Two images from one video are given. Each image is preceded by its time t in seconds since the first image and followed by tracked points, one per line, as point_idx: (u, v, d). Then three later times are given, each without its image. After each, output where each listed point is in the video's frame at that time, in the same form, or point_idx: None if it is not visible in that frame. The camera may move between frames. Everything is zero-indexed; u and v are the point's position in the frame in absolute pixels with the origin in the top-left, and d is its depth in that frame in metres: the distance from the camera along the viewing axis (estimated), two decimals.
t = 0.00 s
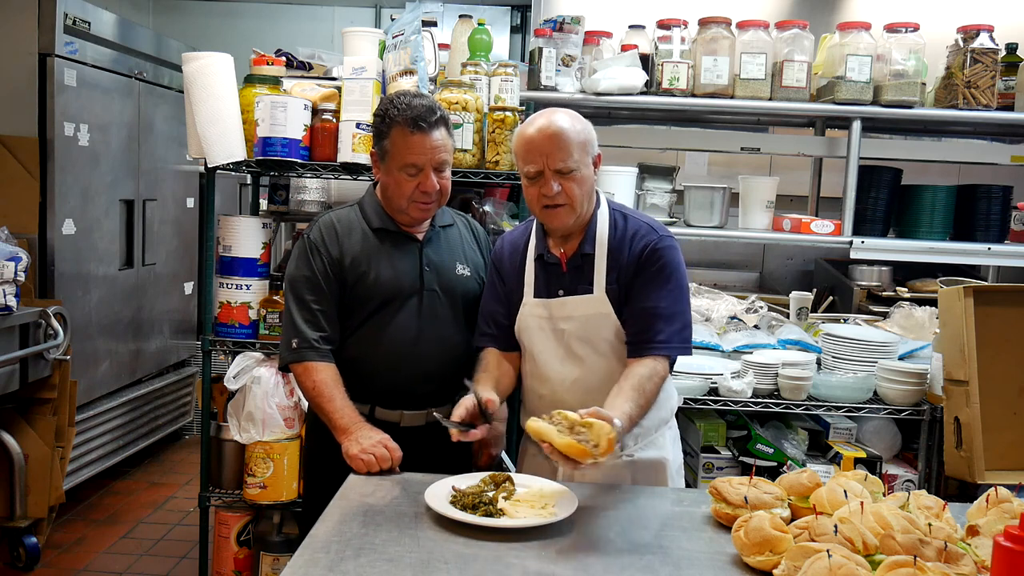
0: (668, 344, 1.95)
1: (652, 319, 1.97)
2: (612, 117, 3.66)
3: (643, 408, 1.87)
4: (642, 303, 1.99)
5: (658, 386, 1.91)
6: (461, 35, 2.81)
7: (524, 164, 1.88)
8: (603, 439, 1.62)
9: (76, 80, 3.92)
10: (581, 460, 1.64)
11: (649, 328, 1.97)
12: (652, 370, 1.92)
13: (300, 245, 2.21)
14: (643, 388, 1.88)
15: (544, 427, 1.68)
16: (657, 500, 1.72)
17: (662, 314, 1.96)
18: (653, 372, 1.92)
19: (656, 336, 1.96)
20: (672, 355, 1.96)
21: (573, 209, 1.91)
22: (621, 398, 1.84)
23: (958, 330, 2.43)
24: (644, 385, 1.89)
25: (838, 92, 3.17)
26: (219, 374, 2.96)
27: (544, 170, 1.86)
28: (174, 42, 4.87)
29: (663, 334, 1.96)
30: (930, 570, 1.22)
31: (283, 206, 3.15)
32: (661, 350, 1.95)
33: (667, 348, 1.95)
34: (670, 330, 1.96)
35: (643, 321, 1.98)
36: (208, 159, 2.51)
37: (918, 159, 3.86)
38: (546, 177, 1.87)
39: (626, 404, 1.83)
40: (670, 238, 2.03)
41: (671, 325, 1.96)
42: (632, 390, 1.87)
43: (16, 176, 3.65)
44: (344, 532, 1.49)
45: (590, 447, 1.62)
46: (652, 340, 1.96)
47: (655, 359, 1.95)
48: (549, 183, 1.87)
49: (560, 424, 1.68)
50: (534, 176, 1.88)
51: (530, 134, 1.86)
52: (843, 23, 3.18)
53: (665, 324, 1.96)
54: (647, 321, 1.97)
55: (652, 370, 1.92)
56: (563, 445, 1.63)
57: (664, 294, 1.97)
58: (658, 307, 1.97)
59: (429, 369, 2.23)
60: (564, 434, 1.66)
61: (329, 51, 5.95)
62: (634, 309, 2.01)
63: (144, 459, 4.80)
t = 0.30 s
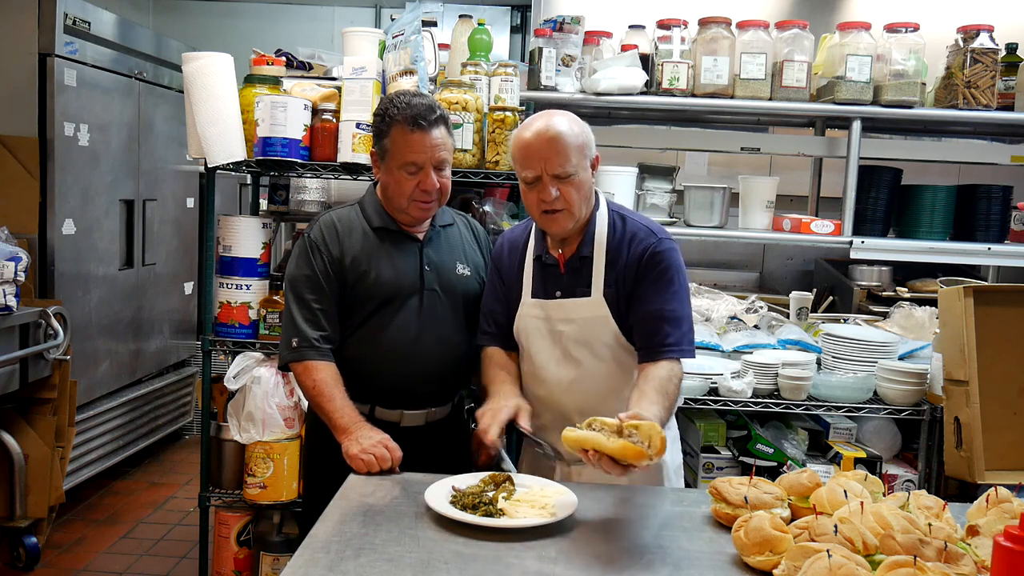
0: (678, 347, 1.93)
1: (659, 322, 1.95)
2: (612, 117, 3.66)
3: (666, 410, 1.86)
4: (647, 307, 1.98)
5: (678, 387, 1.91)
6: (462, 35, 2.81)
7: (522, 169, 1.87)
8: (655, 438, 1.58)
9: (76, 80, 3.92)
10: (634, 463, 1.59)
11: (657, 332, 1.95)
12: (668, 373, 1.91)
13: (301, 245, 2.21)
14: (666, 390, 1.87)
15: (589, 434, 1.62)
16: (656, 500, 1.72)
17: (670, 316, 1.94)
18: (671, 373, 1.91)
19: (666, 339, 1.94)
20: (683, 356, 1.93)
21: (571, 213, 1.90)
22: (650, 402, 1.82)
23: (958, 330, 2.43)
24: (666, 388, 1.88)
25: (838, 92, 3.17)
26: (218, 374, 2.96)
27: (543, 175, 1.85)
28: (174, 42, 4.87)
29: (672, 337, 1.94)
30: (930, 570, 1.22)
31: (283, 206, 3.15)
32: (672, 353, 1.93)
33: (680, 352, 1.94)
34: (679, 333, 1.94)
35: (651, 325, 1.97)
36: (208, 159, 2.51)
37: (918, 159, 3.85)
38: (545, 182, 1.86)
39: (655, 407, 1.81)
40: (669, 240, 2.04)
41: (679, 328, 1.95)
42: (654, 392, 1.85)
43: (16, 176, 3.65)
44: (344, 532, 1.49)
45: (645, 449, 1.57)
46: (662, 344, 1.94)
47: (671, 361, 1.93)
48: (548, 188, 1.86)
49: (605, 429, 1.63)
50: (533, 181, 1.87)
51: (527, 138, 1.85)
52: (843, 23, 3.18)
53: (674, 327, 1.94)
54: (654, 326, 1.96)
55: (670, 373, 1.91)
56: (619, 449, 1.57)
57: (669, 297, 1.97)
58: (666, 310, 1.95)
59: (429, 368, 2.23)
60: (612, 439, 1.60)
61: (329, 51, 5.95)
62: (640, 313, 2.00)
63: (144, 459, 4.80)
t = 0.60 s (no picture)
0: (679, 345, 1.92)
1: (661, 322, 1.94)
2: (612, 116, 3.66)
3: (661, 408, 1.82)
4: (650, 307, 1.97)
5: (675, 386, 1.87)
6: (462, 35, 2.81)
7: (529, 173, 1.86)
8: (636, 439, 1.56)
9: (76, 80, 3.92)
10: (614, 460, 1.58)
11: (659, 330, 1.94)
12: (667, 371, 1.88)
13: (300, 245, 2.21)
14: (660, 387, 1.84)
15: (572, 426, 1.62)
16: (657, 500, 1.72)
17: (673, 317, 1.94)
18: (668, 371, 1.88)
19: (667, 338, 1.92)
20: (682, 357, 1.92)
21: (578, 219, 1.90)
22: (641, 398, 1.79)
23: (958, 330, 2.43)
24: (661, 385, 1.84)
25: (838, 92, 3.17)
26: (219, 374, 2.95)
27: (551, 181, 1.85)
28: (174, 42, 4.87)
29: (674, 335, 1.92)
30: (930, 570, 1.22)
31: (283, 206, 3.15)
32: (672, 351, 1.91)
33: (680, 351, 1.92)
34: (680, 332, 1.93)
35: (653, 323, 1.95)
36: (208, 159, 2.51)
37: (918, 159, 3.85)
38: (553, 188, 1.86)
39: (646, 405, 1.77)
40: (675, 243, 2.03)
41: (681, 328, 1.94)
42: (649, 390, 1.82)
43: (16, 176, 3.65)
44: (344, 532, 1.49)
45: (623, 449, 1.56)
46: (663, 341, 1.92)
47: (669, 359, 1.90)
48: (556, 195, 1.86)
49: (589, 424, 1.63)
50: (540, 186, 1.87)
51: (534, 142, 1.84)
52: (843, 23, 3.18)
53: (676, 326, 1.93)
54: (657, 324, 1.94)
55: (667, 371, 1.87)
56: (597, 446, 1.57)
57: (672, 298, 1.96)
58: (669, 309, 1.95)
59: (429, 369, 2.23)
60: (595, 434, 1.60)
61: (330, 51, 5.95)
62: (643, 312, 1.99)
63: (144, 459, 4.80)
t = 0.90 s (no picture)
0: (682, 347, 1.92)
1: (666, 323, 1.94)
2: (612, 116, 3.66)
3: (665, 407, 1.82)
4: (653, 310, 1.97)
5: (679, 386, 1.87)
6: (462, 35, 2.81)
7: (531, 172, 1.86)
8: (625, 425, 1.58)
9: (76, 80, 3.92)
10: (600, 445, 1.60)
11: (662, 331, 1.94)
12: (672, 371, 1.88)
13: (299, 246, 2.20)
14: (663, 386, 1.83)
15: (562, 417, 1.64)
16: (657, 500, 1.72)
17: (677, 318, 1.94)
18: (672, 371, 1.87)
19: (670, 338, 1.93)
20: (687, 357, 1.91)
21: (578, 218, 1.90)
22: (644, 396, 1.79)
23: (958, 330, 2.43)
24: (665, 384, 1.84)
25: (838, 92, 3.17)
26: (219, 374, 2.95)
27: (552, 180, 1.84)
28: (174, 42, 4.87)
29: (677, 337, 1.92)
30: (930, 570, 1.22)
31: (283, 206, 3.15)
32: (676, 352, 1.91)
33: (682, 351, 1.92)
34: (683, 332, 1.93)
35: (656, 325, 1.95)
36: (208, 159, 2.51)
37: (918, 159, 3.85)
38: (554, 187, 1.86)
39: (649, 402, 1.78)
40: (677, 245, 2.03)
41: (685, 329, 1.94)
42: (652, 388, 1.82)
43: (16, 176, 3.65)
44: (344, 532, 1.49)
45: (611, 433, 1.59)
46: (666, 343, 1.92)
47: (674, 360, 1.90)
48: (557, 193, 1.86)
49: (578, 412, 1.64)
50: (542, 185, 1.87)
51: (537, 142, 1.84)
52: (843, 23, 3.18)
53: (680, 327, 1.93)
54: (660, 325, 1.95)
55: (671, 370, 1.87)
56: (583, 431, 1.59)
57: (675, 299, 1.96)
58: (671, 311, 1.95)
59: (428, 369, 2.23)
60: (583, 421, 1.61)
61: (330, 51, 5.95)
62: (646, 314, 1.99)
63: (144, 459, 4.80)
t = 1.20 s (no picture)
0: (693, 359, 1.94)
1: (674, 333, 1.96)
2: (612, 116, 3.66)
3: (676, 425, 1.86)
4: (662, 319, 1.99)
5: (687, 403, 1.91)
6: (462, 35, 2.81)
7: (535, 172, 1.86)
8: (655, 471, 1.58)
9: (76, 80, 3.92)
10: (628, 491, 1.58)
11: (672, 342, 1.96)
12: (681, 387, 1.92)
13: (298, 246, 2.20)
14: (674, 406, 1.88)
15: (594, 464, 1.61)
16: (656, 500, 1.72)
17: (685, 328, 1.96)
18: (682, 388, 1.92)
19: (681, 350, 1.95)
20: (696, 368, 1.94)
21: (580, 219, 1.90)
22: (659, 417, 1.83)
23: (958, 330, 2.43)
24: (676, 403, 1.88)
25: (838, 92, 3.17)
26: (218, 374, 2.95)
27: (555, 180, 1.84)
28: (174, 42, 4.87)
29: (686, 348, 1.95)
30: (930, 570, 1.22)
31: (283, 206, 3.15)
32: (686, 364, 1.94)
33: (693, 363, 1.95)
34: (692, 342, 1.95)
35: (666, 336, 1.97)
36: (208, 159, 2.51)
37: (918, 159, 3.85)
38: (557, 188, 1.85)
39: (664, 424, 1.81)
40: (680, 248, 2.03)
41: (693, 338, 1.96)
42: (664, 408, 1.86)
43: (16, 176, 3.65)
44: (344, 532, 1.49)
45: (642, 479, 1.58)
46: (677, 355, 1.95)
47: (682, 376, 1.94)
48: (559, 194, 1.86)
49: (609, 461, 1.61)
50: (545, 185, 1.86)
51: (542, 141, 1.84)
52: (843, 23, 3.18)
53: (688, 336, 1.95)
54: (670, 337, 1.97)
55: (681, 388, 1.92)
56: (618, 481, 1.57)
57: (682, 307, 1.97)
58: (680, 321, 1.96)
59: (428, 369, 2.24)
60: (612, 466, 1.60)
61: (330, 51, 5.95)
62: (654, 323, 2.01)
63: (144, 459, 4.80)
